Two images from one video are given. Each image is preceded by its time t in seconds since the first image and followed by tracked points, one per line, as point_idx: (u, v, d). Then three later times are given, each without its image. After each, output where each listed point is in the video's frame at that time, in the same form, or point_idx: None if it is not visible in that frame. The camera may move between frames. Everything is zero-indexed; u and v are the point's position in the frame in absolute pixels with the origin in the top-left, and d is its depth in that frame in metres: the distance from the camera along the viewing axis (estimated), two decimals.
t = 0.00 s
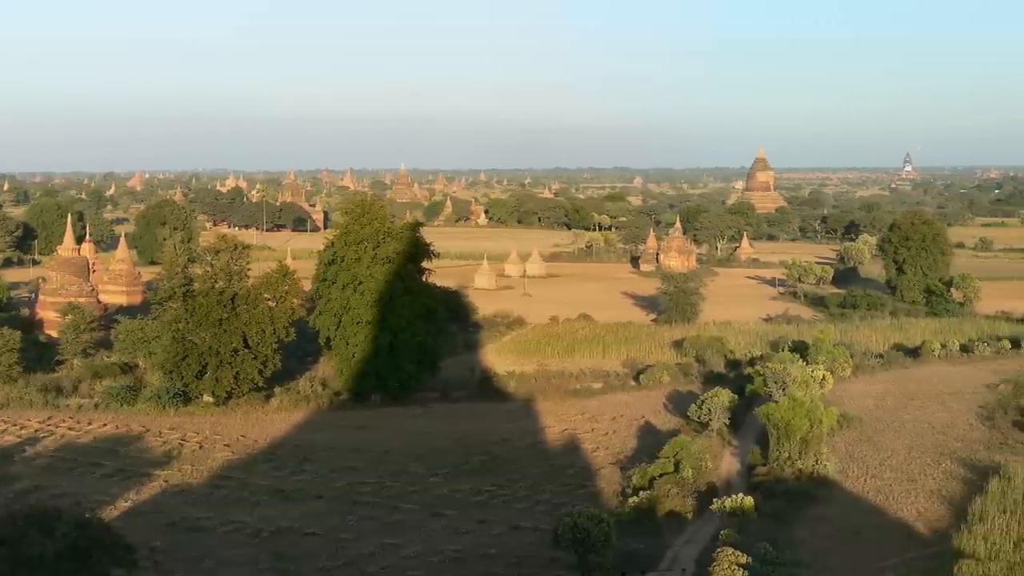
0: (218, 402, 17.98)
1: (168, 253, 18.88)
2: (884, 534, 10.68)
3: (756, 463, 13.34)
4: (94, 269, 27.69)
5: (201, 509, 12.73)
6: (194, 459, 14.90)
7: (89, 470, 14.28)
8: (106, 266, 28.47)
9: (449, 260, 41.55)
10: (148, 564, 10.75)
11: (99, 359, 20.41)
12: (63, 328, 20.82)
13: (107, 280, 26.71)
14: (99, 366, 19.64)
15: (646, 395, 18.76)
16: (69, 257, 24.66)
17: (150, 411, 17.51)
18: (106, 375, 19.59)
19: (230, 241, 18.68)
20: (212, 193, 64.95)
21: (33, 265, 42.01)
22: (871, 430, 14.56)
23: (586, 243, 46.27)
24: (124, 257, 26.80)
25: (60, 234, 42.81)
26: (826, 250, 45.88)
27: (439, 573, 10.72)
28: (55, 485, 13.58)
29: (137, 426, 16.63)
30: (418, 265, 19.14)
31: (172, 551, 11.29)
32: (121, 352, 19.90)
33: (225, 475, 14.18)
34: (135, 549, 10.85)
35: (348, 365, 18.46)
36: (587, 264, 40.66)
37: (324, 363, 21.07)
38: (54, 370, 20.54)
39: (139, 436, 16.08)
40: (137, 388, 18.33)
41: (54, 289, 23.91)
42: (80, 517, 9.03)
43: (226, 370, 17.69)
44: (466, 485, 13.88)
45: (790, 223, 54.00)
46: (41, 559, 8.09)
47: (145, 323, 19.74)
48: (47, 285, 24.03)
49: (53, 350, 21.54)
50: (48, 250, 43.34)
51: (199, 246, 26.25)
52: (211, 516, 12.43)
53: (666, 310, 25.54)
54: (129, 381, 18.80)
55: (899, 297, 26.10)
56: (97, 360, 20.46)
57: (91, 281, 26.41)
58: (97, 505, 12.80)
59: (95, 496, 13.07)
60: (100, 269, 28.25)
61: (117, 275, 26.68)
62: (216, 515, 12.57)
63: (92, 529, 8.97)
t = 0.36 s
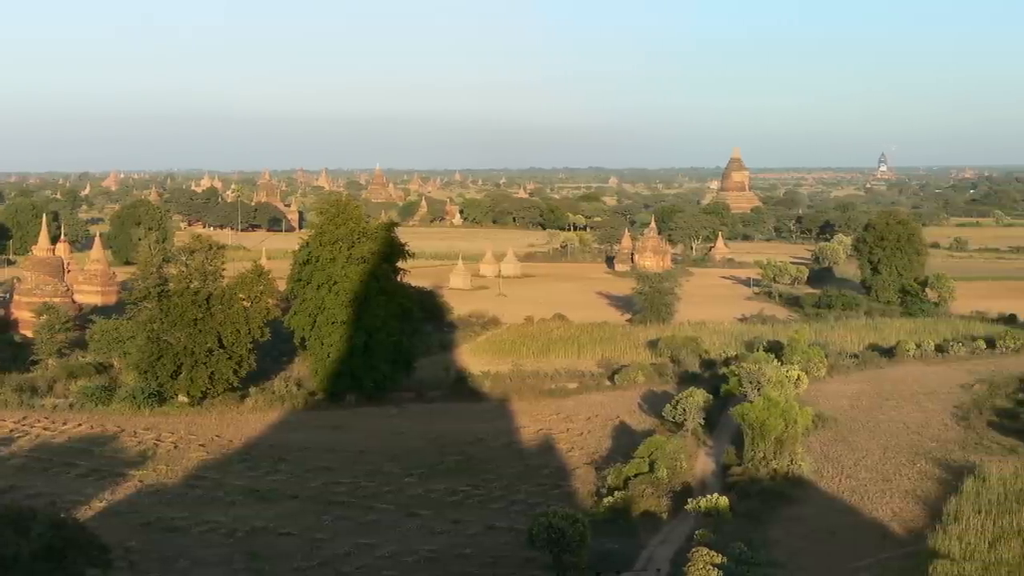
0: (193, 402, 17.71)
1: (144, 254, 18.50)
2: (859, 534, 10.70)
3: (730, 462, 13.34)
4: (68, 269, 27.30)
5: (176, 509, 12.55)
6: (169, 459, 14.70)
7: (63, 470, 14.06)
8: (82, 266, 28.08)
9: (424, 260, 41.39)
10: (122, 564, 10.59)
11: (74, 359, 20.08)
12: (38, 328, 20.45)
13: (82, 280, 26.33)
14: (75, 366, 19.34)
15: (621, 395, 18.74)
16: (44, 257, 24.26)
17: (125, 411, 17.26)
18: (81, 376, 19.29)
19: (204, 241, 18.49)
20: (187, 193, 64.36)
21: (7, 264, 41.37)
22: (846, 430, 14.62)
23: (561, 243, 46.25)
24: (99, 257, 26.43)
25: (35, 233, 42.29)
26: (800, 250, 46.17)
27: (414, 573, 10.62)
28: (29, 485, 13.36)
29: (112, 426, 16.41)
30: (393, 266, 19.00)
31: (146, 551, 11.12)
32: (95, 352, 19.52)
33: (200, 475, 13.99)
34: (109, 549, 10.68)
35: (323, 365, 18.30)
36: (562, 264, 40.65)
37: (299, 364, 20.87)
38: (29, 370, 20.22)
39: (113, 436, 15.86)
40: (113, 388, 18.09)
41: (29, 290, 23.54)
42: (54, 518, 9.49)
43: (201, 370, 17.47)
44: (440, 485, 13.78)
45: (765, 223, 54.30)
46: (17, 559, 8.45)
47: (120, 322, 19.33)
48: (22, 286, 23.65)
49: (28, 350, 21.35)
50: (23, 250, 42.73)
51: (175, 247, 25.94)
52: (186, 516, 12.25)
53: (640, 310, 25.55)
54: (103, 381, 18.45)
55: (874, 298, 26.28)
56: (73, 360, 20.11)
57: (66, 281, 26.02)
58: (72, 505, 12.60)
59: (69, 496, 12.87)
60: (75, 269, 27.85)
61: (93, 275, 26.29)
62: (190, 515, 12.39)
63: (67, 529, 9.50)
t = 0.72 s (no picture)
0: (168, 402, 17.49)
1: (117, 253, 18.38)
2: (834, 534, 10.73)
3: (705, 462, 13.34)
4: (42, 269, 26.89)
5: (150, 509, 12.38)
6: (144, 459, 14.51)
7: (37, 471, 13.86)
8: (57, 266, 27.69)
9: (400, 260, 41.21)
10: (97, 564, 10.44)
11: (49, 359, 19.76)
12: (13, 328, 20.18)
13: (57, 280, 25.93)
14: (49, 366, 19.05)
15: (596, 395, 18.72)
16: (18, 257, 23.90)
17: (100, 411, 17.06)
18: (56, 376, 18.98)
19: (180, 241, 18.24)
20: (161, 193, 63.71)
21: None
22: (821, 430, 14.67)
23: (537, 243, 46.22)
24: (74, 257, 26.04)
25: (9, 233, 41.69)
26: (774, 250, 46.41)
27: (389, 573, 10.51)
28: (2, 485, 13.16)
29: (86, 426, 16.21)
30: (369, 266, 18.86)
31: (121, 551, 10.98)
32: (70, 352, 19.23)
33: (175, 475, 13.81)
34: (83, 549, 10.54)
35: (298, 365, 18.13)
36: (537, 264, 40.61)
37: (274, 363, 20.67)
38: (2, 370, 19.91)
39: (88, 436, 15.67)
40: (88, 388, 17.89)
41: (2, 290, 23.16)
42: (29, 518, 9.33)
43: (175, 370, 17.26)
44: (415, 485, 13.67)
45: (739, 224, 54.56)
46: None
47: (95, 323, 18.99)
48: None
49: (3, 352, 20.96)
50: None
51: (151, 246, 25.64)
52: (161, 516, 12.10)
53: (615, 310, 25.55)
54: (78, 380, 18.23)
55: (849, 297, 26.46)
56: (47, 360, 19.77)
57: (40, 281, 25.62)
58: (46, 505, 12.42)
59: (44, 497, 12.69)
60: (50, 269, 27.44)
61: (68, 275, 25.93)
62: (165, 515, 12.23)
63: (41, 529, 9.30)
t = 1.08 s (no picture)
0: (144, 402, 17.29)
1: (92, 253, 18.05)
2: (809, 534, 10.74)
3: (680, 462, 13.32)
4: (17, 269, 26.47)
5: (125, 509, 12.22)
6: (120, 459, 14.33)
7: (12, 471, 13.67)
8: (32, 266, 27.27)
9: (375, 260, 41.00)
10: (72, 565, 10.32)
11: (24, 358, 19.46)
12: None
13: (32, 280, 25.53)
14: (24, 366, 18.77)
15: (571, 395, 18.68)
16: None
17: (75, 411, 16.90)
18: (30, 376, 18.70)
19: (154, 241, 17.90)
20: (135, 193, 63.05)
21: None
22: (796, 430, 14.72)
23: (512, 243, 46.15)
24: (49, 256, 25.63)
25: None
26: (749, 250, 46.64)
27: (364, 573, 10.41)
28: None
29: (61, 426, 16.01)
30: (344, 266, 18.68)
31: (97, 550, 10.86)
32: (45, 352, 18.95)
33: (150, 475, 13.63)
34: (58, 549, 10.42)
35: (272, 365, 17.95)
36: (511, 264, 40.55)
37: (249, 363, 20.46)
38: None
39: (63, 436, 15.47)
40: (64, 388, 17.68)
41: None
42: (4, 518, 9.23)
43: (150, 370, 17.04)
44: (390, 485, 13.56)
45: (714, 224, 54.78)
46: None
47: (70, 322, 18.67)
48: None
49: None
50: None
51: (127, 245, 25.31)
52: (136, 515, 11.96)
53: (590, 310, 25.54)
54: (53, 381, 17.98)
55: (824, 297, 26.61)
56: (22, 360, 19.45)
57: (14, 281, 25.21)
58: (21, 505, 12.25)
59: (19, 497, 12.53)
60: (25, 269, 27.02)
61: (43, 275, 25.48)
62: (140, 514, 12.09)
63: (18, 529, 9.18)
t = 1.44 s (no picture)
0: (119, 402, 17.06)
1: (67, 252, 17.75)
2: (783, 534, 10.76)
3: (655, 463, 13.31)
4: None
5: (100, 509, 12.10)
6: (95, 459, 14.18)
7: None
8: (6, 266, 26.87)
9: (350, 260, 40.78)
10: (47, 565, 10.25)
11: None
12: None
13: (7, 280, 25.14)
14: None
15: (546, 395, 18.63)
16: None
17: (49, 411, 16.66)
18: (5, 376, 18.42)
19: (130, 241, 17.66)
20: (109, 192, 62.38)
21: None
22: (771, 430, 14.76)
23: (487, 243, 46.06)
24: (23, 256, 25.25)
25: None
26: (723, 250, 46.85)
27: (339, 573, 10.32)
28: None
29: (36, 426, 15.80)
30: (319, 266, 18.53)
31: (72, 551, 10.77)
32: (19, 352, 18.65)
33: (125, 475, 13.48)
34: (32, 550, 10.34)
35: (248, 365, 17.75)
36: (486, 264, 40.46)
37: (224, 363, 20.24)
38: None
39: (38, 436, 15.28)
40: (38, 388, 17.45)
41: None
42: None
43: (125, 370, 16.80)
44: (365, 485, 13.45)
45: (689, 223, 54.97)
46: None
47: (45, 322, 18.41)
48: None
49: None
50: None
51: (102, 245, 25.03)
52: (111, 515, 11.86)
53: (565, 310, 25.50)
54: (27, 380, 17.75)
55: (799, 297, 26.75)
56: None
57: None
58: None
59: None
60: None
61: (17, 275, 25.10)
62: (116, 515, 11.98)
63: None
